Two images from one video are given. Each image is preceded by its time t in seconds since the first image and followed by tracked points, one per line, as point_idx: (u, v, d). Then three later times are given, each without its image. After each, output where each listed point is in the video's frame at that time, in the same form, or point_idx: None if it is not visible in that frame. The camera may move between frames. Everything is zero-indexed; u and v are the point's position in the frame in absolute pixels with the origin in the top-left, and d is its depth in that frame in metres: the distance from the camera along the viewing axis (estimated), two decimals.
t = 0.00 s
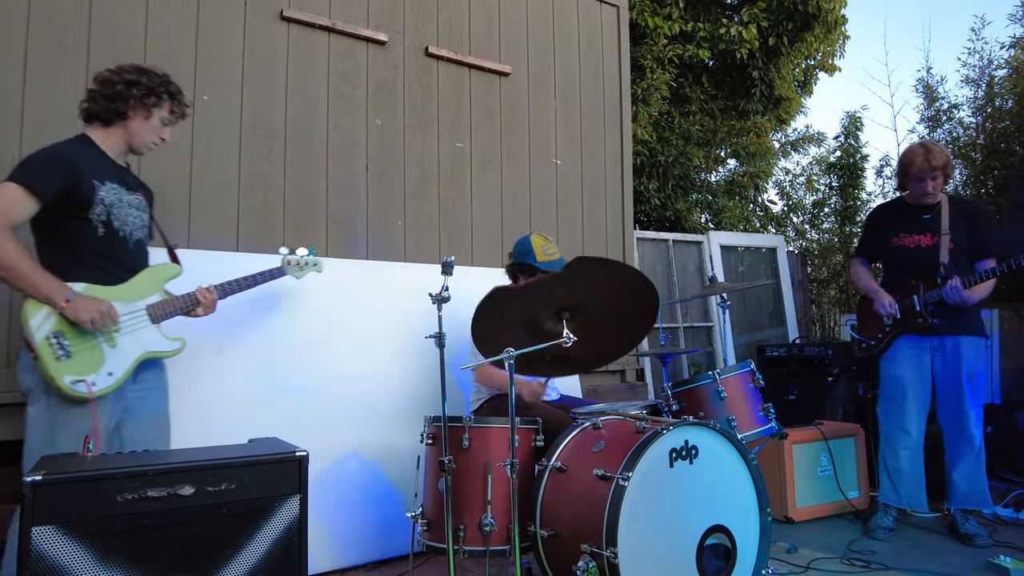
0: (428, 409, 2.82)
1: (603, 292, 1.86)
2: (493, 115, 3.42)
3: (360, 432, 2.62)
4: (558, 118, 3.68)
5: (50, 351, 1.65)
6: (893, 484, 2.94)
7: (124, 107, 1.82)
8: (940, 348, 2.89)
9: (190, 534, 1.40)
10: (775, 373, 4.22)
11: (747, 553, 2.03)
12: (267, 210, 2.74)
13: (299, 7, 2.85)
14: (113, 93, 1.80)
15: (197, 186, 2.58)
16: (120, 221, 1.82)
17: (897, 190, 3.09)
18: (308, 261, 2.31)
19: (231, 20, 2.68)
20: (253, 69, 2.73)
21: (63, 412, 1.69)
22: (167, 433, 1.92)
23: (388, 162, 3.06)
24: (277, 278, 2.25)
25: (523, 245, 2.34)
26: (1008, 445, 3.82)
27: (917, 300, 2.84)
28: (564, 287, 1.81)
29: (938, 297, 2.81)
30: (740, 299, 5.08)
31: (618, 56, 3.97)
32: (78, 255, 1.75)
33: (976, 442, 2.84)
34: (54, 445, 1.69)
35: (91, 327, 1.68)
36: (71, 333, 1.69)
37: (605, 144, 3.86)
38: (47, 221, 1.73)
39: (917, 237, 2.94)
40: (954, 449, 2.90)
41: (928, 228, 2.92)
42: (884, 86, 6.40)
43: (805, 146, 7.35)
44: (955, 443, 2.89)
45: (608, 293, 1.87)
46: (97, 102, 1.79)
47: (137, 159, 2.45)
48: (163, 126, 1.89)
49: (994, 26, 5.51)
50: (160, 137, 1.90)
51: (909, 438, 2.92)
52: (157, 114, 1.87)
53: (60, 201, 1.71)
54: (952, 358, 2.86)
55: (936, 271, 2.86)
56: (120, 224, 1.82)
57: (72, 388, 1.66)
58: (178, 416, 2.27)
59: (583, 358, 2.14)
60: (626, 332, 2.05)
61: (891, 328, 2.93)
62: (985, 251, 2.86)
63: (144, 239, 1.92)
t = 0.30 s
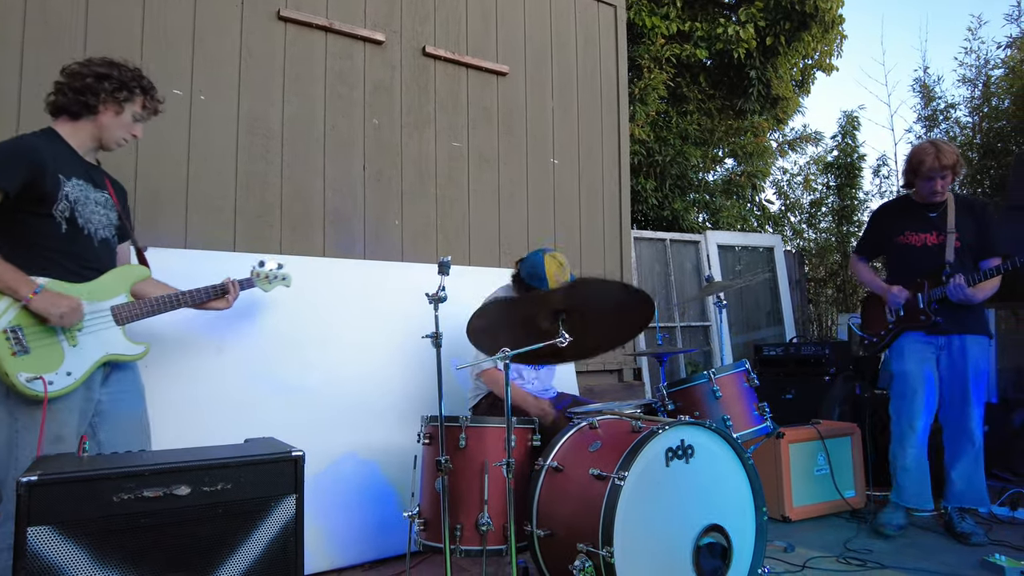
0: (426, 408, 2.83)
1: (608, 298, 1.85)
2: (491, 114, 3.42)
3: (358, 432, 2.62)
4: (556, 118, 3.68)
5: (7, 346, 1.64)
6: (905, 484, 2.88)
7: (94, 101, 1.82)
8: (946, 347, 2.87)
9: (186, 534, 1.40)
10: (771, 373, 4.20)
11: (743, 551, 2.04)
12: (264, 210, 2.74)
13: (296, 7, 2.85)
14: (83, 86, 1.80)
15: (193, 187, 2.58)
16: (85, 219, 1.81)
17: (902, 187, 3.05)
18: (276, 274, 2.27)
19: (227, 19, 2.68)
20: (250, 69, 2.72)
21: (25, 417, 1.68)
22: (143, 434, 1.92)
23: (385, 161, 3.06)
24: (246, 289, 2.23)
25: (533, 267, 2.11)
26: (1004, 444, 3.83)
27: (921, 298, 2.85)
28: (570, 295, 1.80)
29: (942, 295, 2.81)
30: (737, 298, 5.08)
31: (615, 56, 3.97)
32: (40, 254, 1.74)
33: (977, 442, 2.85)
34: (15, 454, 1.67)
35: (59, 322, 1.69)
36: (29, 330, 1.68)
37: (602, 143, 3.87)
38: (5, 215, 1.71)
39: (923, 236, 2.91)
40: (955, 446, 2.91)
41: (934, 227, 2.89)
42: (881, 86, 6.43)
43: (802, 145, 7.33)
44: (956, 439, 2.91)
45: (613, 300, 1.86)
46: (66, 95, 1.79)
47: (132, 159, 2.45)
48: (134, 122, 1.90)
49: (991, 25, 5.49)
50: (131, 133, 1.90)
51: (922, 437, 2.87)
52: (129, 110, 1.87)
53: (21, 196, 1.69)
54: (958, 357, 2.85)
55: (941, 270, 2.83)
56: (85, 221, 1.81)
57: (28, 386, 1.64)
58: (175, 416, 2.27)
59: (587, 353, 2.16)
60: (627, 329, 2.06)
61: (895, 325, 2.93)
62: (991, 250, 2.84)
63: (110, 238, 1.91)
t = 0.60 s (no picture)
0: (423, 408, 2.83)
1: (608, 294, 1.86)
2: (488, 114, 3.43)
3: (355, 431, 2.63)
4: (554, 118, 3.68)
5: (11, 347, 1.63)
6: (933, 485, 2.76)
7: (88, 100, 1.82)
8: (952, 345, 2.86)
9: (185, 533, 1.41)
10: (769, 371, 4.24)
11: (741, 550, 2.05)
12: (262, 209, 2.74)
13: (294, 7, 2.85)
14: (79, 85, 1.80)
15: (191, 186, 2.58)
16: (83, 217, 1.84)
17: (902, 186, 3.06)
18: (270, 272, 2.34)
19: (224, 19, 2.68)
20: (248, 68, 2.73)
21: (26, 417, 1.68)
22: (141, 434, 1.93)
23: (382, 161, 3.06)
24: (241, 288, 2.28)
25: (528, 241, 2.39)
26: (1000, 443, 3.85)
27: (922, 298, 2.83)
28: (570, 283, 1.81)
29: (944, 295, 2.80)
30: (734, 298, 5.09)
31: (613, 57, 3.98)
32: (40, 253, 1.75)
33: (981, 437, 2.88)
34: (15, 455, 1.66)
35: (67, 316, 1.72)
36: (33, 330, 1.68)
37: (600, 143, 3.87)
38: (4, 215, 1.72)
39: (925, 235, 2.92)
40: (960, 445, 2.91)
41: (937, 226, 2.90)
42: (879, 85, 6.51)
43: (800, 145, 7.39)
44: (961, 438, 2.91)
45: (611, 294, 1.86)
46: (62, 94, 1.79)
47: (131, 158, 2.45)
48: (129, 123, 1.90)
49: (987, 26, 5.51)
50: (125, 133, 1.90)
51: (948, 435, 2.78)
52: (124, 110, 1.87)
53: (19, 194, 1.70)
54: (963, 356, 2.84)
55: (944, 270, 2.83)
56: (82, 220, 1.84)
57: (34, 386, 1.65)
58: (173, 416, 2.28)
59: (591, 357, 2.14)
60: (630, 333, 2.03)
61: (894, 323, 2.92)
62: (992, 251, 2.85)
63: (106, 237, 1.95)
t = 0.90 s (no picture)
0: (421, 408, 2.83)
1: (603, 296, 1.85)
2: (486, 114, 3.43)
3: (353, 431, 2.63)
4: (551, 117, 3.68)
5: (34, 348, 1.65)
6: (935, 489, 2.76)
7: (106, 102, 1.82)
8: (954, 345, 2.85)
9: (182, 534, 1.41)
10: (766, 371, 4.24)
11: (738, 550, 2.05)
12: (260, 209, 2.73)
13: (292, 6, 2.85)
14: (96, 88, 1.80)
15: (189, 186, 2.58)
16: (100, 219, 1.83)
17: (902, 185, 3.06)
18: (276, 272, 2.36)
19: (222, 18, 2.67)
20: (246, 68, 2.72)
21: (45, 414, 1.69)
22: (151, 433, 1.92)
23: (380, 161, 3.05)
24: (248, 289, 2.30)
25: (525, 244, 2.37)
26: (996, 441, 3.85)
27: (928, 295, 2.83)
28: (566, 293, 1.80)
29: (950, 291, 2.80)
30: (732, 298, 5.09)
31: (611, 57, 3.98)
32: (58, 254, 1.74)
33: (979, 437, 2.90)
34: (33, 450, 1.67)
35: (87, 317, 1.73)
36: (55, 331, 1.70)
37: (598, 142, 3.88)
38: (24, 216, 1.72)
39: (927, 232, 2.91)
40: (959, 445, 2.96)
41: (937, 224, 2.91)
42: (876, 86, 6.56)
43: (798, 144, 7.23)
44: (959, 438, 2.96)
45: (606, 296, 1.86)
46: (79, 96, 1.79)
47: (130, 157, 2.45)
48: (145, 123, 1.90)
49: (984, 26, 5.58)
50: (141, 135, 1.90)
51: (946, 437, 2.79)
52: (140, 111, 1.87)
53: (39, 196, 1.70)
54: (963, 356, 2.85)
55: (948, 265, 2.84)
56: (100, 221, 1.83)
57: (56, 387, 1.66)
58: (171, 416, 2.27)
59: (589, 347, 2.17)
60: (625, 324, 2.06)
61: (899, 322, 2.91)
62: (993, 249, 2.85)
63: (122, 237, 1.93)
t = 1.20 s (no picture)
0: (418, 407, 2.82)
1: (605, 295, 1.86)
2: (484, 114, 3.42)
3: (351, 431, 2.63)
4: (549, 117, 3.68)
5: (60, 348, 1.66)
6: (929, 488, 2.76)
7: (125, 105, 1.82)
8: (948, 345, 2.86)
9: (177, 535, 1.40)
10: (766, 370, 4.31)
11: (735, 550, 2.05)
12: (257, 209, 2.73)
13: (289, 6, 2.84)
14: (114, 90, 1.81)
15: (186, 186, 2.57)
16: (125, 222, 1.84)
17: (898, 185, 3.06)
18: (290, 274, 2.35)
19: (219, 17, 2.67)
20: (243, 68, 2.72)
21: (66, 412, 1.69)
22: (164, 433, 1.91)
23: (377, 161, 3.05)
24: (263, 291, 2.30)
25: (516, 241, 2.42)
26: (992, 441, 3.86)
27: (920, 297, 2.82)
28: (561, 291, 1.79)
29: (942, 292, 2.80)
30: (730, 297, 5.10)
31: (608, 56, 3.98)
32: (87, 256, 1.75)
33: (975, 437, 2.91)
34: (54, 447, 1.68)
35: (107, 321, 1.71)
36: (79, 332, 1.70)
37: (596, 142, 3.88)
38: (53, 219, 1.73)
39: (921, 234, 2.92)
40: (955, 445, 2.98)
41: (932, 225, 2.91)
42: (875, 86, 6.56)
43: (795, 145, 7.35)
44: (954, 438, 2.97)
45: (602, 294, 1.85)
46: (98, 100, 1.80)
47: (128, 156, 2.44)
48: (166, 122, 1.90)
49: (981, 26, 5.59)
50: (164, 133, 1.90)
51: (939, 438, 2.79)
52: (159, 110, 1.87)
53: (70, 199, 1.71)
54: (958, 357, 2.85)
55: (941, 267, 2.83)
56: (125, 224, 1.84)
57: (78, 386, 1.67)
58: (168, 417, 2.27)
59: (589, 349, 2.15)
60: (626, 325, 2.03)
61: (893, 323, 2.92)
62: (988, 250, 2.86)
63: (145, 241, 1.93)
